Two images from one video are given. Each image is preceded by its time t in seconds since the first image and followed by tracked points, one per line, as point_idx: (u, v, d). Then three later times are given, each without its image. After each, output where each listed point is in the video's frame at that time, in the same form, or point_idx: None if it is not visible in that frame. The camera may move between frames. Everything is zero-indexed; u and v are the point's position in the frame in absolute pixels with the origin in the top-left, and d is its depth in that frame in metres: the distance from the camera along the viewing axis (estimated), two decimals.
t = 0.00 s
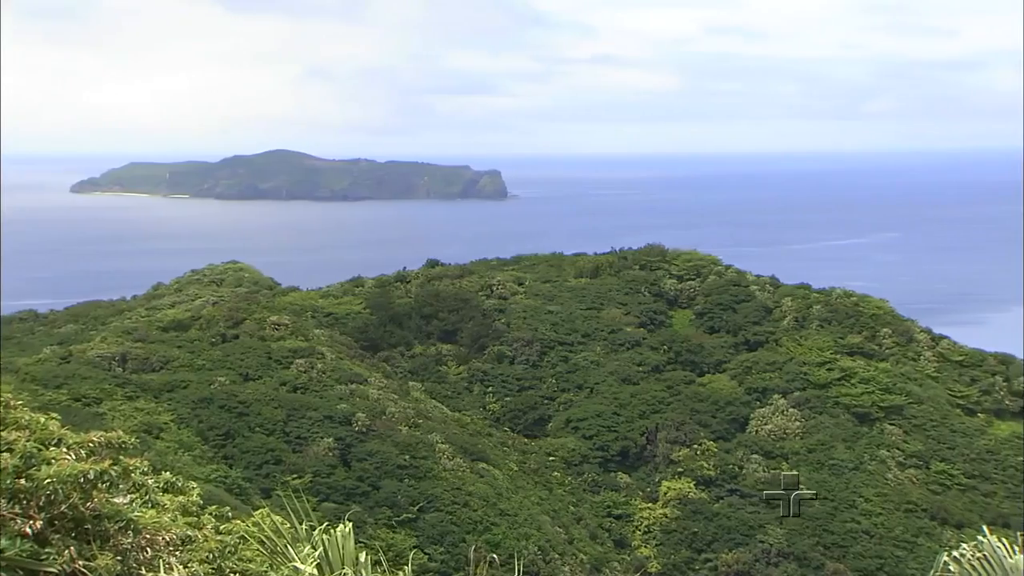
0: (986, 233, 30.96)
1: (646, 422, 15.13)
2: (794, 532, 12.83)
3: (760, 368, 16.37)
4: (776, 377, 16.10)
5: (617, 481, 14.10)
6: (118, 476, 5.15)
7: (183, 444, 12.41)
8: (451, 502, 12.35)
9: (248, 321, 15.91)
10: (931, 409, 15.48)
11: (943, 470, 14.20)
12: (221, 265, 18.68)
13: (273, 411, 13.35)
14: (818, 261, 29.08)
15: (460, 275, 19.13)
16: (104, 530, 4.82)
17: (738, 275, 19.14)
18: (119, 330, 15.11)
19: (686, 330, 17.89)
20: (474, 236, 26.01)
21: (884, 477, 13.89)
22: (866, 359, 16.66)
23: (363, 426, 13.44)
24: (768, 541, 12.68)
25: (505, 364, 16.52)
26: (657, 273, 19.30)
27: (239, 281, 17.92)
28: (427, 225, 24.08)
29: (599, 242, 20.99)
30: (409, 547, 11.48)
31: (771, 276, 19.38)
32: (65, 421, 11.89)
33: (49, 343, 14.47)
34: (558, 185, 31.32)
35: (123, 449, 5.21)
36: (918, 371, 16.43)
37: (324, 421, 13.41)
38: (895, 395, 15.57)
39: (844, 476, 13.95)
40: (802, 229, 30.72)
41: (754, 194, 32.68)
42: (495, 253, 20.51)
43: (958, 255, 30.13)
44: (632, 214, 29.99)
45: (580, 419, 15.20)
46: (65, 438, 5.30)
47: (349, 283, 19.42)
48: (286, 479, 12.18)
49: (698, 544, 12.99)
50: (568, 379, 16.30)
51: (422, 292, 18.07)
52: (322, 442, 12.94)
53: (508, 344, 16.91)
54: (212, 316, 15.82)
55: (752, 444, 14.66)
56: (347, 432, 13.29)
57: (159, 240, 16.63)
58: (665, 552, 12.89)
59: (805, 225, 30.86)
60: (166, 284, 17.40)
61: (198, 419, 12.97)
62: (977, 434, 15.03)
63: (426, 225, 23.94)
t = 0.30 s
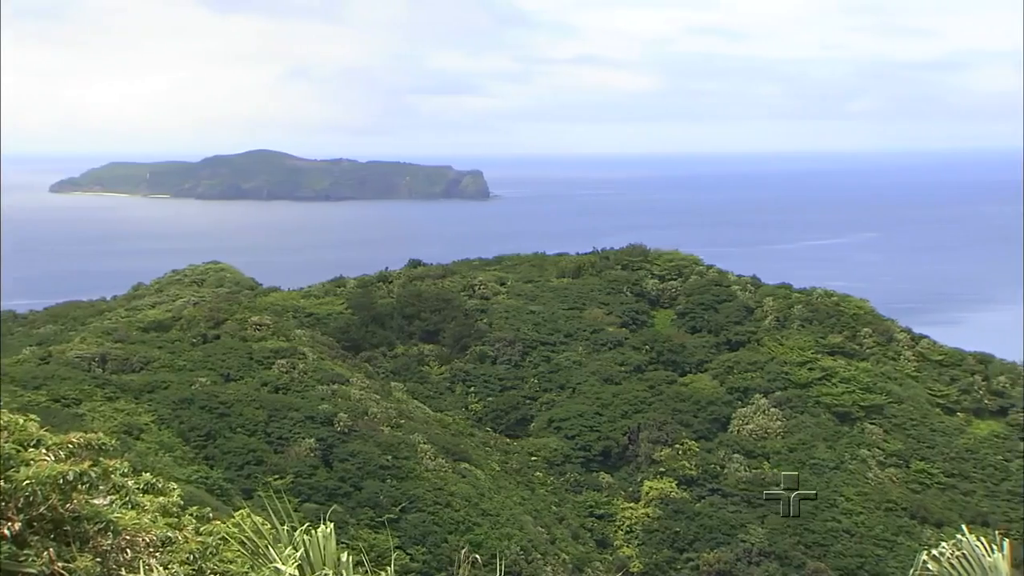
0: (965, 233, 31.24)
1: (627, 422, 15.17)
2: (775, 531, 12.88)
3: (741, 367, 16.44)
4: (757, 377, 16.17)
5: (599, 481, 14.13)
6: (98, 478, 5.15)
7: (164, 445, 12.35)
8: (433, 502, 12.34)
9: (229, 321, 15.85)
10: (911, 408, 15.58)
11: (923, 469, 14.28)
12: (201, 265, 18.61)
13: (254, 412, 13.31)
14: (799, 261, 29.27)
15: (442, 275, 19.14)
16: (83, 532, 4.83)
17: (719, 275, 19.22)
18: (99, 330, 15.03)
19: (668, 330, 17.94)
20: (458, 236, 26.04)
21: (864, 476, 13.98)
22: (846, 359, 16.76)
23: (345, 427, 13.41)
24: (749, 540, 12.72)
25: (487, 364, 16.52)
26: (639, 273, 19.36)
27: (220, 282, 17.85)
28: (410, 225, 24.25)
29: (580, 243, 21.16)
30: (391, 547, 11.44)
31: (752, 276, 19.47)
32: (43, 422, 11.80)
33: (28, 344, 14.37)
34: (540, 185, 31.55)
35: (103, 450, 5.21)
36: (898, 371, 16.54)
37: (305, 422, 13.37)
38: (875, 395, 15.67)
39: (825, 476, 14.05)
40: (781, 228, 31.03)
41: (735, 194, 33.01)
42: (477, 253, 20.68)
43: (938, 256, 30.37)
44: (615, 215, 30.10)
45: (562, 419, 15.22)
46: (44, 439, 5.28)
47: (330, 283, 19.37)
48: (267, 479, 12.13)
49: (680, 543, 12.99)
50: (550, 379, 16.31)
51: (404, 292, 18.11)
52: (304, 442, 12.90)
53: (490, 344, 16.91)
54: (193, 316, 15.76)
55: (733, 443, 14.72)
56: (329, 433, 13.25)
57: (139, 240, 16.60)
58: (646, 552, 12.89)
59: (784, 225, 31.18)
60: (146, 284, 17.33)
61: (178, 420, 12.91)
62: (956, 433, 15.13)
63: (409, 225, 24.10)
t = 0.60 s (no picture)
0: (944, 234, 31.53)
1: (609, 421, 15.20)
2: (756, 531, 12.93)
3: (723, 367, 16.51)
4: (738, 377, 16.23)
5: (581, 481, 14.16)
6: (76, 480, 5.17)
7: (144, 446, 12.28)
8: (415, 503, 12.33)
9: (210, 321, 15.79)
10: (891, 408, 15.67)
11: (903, 468, 14.37)
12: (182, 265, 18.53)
13: (234, 413, 13.26)
14: (780, 262, 29.48)
15: (424, 275, 19.14)
16: (62, 533, 4.86)
17: (701, 275, 19.29)
18: (78, 331, 14.95)
19: (649, 330, 18.00)
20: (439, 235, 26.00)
21: (844, 475, 14.06)
22: (827, 358, 16.85)
23: (326, 427, 13.37)
24: (729, 539, 12.78)
25: (469, 364, 16.52)
26: (620, 273, 19.40)
27: (200, 282, 17.77)
28: (392, 224, 24.38)
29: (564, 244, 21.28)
30: (372, 548, 11.42)
31: (733, 276, 19.55)
32: (22, 423, 11.72)
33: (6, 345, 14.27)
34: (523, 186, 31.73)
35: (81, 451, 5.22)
36: (878, 370, 16.64)
37: (286, 422, 13.32)
38: (856, 394, 15.77)
39: (805, 475, 14.15)
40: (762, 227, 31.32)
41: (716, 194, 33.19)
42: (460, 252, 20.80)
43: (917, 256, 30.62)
44: (597, 215, 30.15)
45: (544, 419, 15.25)
46: (22, 440, 5.28)
47: (312, 282, 19.31)
48: (248, 480, 12.10)
49: (661, 543, 13.01)
50: (532, 379, 16.31)
51: (385, 292, 18.08)
52: (285, 442, 12.88)
53: (471, 345, 16.91)
54: (174, 317, 15.70)
55: (715, 443, 14.79)
56: (310, 433, 13.21)
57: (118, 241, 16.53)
58: (628, 551, 12.91)
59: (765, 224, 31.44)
60: (126, 285, 17.26)
61: (158, 421, 12.83)
62: (936, 432, 15.24)
63: (391, 224, 24.14)
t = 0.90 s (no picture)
0: (919, 234, 31.91)
1: (589, 421, 15.23)
2: (734, 529, 13.02)
3: (702, 367, 16.57)
4: (717, 377, 16.30)
5: (560, 481, 14.18)
6: (52, 482, 5.65)
7: (121, 447, 12.21)
8: (395, 503, 12.31)
9: (188, 322, 15.71)
10: (868, 407, 15.78)
11: (881, 466, 14.48)
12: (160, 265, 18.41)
13: (213, 413, 13.20)
14: (759, 262, 29.66)
15: (404, 274, 19.13)
16: (37, 535, 5.40)
17: (680, 275, 19.37)
18: (55, 332, 14.84)
19: (629, 330, 18.05)
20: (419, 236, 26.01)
21: (822, 474, 14.17)
22: (805, 358, 16.96)
23: (305, 428, 13.33)
24: (708, 539, 12.87)
25: (448, 364, 16.51)
26: (600, 273, 19.45)
27: (178, 282, 17.67)
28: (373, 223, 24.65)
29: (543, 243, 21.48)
30: (352, 549, 11.41)
31: (712, 276, 19.64)
32: None
33: None
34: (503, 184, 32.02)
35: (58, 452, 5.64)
36: (856, 370, 16.77)
37: (265, 423, 13.27)
38: (833, 393, 15.89)
39: (783, 474, 14.24)
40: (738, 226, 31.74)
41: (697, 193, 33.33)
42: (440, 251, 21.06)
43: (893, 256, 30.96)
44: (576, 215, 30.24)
45: (523, 419, 15.27)
46: None
47: (291, 282, 19.23)
48: (227, 481, 12.05)
49: (640, 542, 13.05)
50: (511, 379, 16.32)
51: (365, 292, 18.04)
52: (264, 443, 12.83)
53: (451, 345, 16.91)
54: (152, 317, 15.61)
55: (694, 442, 14.85)
56: (289, 434, 13.16)
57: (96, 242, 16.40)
58: (608, 551, 12.95)
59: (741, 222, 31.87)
60: (104, 286, 17.13)
61: (136, 422, 12.75)
62: (913, 431, 15.35)
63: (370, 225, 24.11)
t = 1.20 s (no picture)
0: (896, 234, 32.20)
1: (567, 421, 15.26)
2: (713, 529, 13.10)
3: (680, 366, 16.64)
4: (695, 376, 16.37)
5: (539, 481, 14.21)
6: (29, 482, 5.55)
7: (97, 448, 12.13)
8: (374, 504, 12.29)
9: (166, 322, 15.62)
10: (845, 406, 15.89)
11: (857, 466, 14.57)
12: (136, 266, 18.29)
13: (190, 414, 13.14)
14: (738, 261, 29.87)
15: (383, 275, 19.11)
16: (13, 537, 5.34)
17: (658, 275, 19.44)
18: (30, 333, 14.73)
19: (608, 330, 18.10)
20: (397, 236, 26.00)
21: (799, 473, 14.27)
22: (782, 358, 17.06)
23: (284, 428, 13.28)
24: (687, 538, 12.93)
25: (427, 365, 16.51)
26: (579, 273, 19.48)
27: (155, 282, 17.56)
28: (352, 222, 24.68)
29: (522, 244, 21.60)
30: (330, 549, 11.38)
31: (690, 276, 19.73)
32: None
33: None
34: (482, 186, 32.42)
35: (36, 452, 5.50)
36: (833, 369, 16.90)
37: (243, 424, 13.22)
38: (811, 393, 16.00)
39: (761, 473, 14.32)
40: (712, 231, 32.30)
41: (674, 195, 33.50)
42: (417, 254, 21.24)
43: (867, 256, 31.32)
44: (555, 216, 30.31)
45: (502, 419, 15.28)
46: None
47: (269, 283, 19.15)
48: (204, 482, 12.00)
49: (619, 542, 13.07)
50: (490, 379, 16.33)
51: (343, 292, 18.00)
52: (242, 443, 12.78)
53: (430, 345, 16.91)
54: (129, 317, 15.52)
55: (673, 442, 14.91)
56: (267, 435, 13.11)
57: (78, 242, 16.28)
58: (587, 550, 12.98)
59: (718, 226, 32.39)
60: (80, 287, 17.01)
61: (113, 423, 12.67)
62: (889, 430, 15.47)
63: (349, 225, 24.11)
